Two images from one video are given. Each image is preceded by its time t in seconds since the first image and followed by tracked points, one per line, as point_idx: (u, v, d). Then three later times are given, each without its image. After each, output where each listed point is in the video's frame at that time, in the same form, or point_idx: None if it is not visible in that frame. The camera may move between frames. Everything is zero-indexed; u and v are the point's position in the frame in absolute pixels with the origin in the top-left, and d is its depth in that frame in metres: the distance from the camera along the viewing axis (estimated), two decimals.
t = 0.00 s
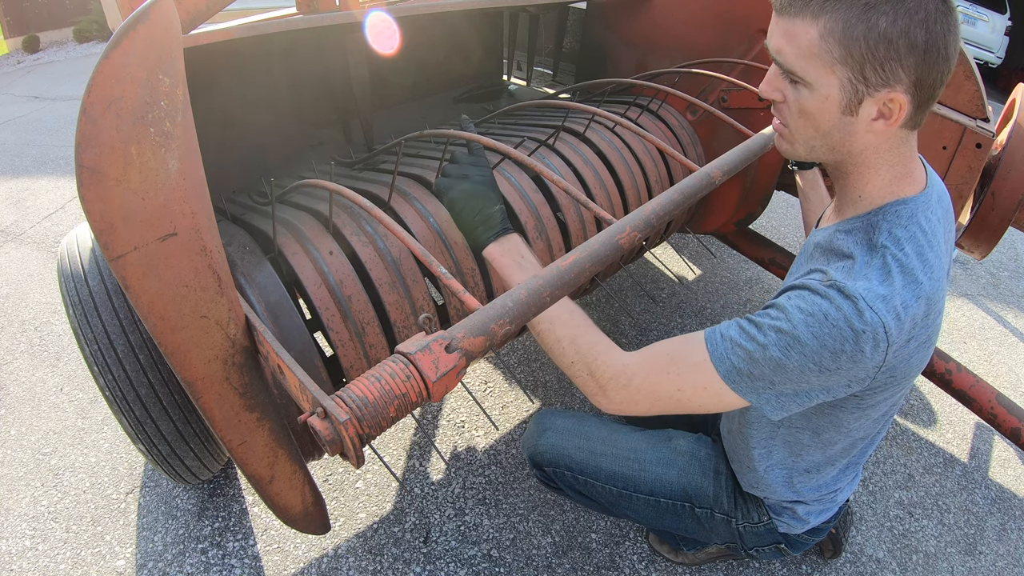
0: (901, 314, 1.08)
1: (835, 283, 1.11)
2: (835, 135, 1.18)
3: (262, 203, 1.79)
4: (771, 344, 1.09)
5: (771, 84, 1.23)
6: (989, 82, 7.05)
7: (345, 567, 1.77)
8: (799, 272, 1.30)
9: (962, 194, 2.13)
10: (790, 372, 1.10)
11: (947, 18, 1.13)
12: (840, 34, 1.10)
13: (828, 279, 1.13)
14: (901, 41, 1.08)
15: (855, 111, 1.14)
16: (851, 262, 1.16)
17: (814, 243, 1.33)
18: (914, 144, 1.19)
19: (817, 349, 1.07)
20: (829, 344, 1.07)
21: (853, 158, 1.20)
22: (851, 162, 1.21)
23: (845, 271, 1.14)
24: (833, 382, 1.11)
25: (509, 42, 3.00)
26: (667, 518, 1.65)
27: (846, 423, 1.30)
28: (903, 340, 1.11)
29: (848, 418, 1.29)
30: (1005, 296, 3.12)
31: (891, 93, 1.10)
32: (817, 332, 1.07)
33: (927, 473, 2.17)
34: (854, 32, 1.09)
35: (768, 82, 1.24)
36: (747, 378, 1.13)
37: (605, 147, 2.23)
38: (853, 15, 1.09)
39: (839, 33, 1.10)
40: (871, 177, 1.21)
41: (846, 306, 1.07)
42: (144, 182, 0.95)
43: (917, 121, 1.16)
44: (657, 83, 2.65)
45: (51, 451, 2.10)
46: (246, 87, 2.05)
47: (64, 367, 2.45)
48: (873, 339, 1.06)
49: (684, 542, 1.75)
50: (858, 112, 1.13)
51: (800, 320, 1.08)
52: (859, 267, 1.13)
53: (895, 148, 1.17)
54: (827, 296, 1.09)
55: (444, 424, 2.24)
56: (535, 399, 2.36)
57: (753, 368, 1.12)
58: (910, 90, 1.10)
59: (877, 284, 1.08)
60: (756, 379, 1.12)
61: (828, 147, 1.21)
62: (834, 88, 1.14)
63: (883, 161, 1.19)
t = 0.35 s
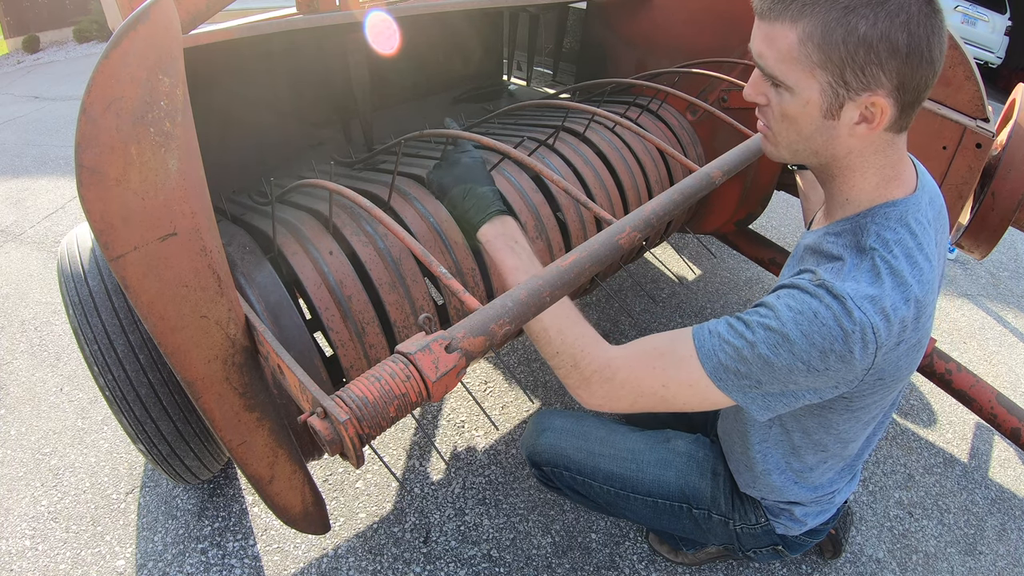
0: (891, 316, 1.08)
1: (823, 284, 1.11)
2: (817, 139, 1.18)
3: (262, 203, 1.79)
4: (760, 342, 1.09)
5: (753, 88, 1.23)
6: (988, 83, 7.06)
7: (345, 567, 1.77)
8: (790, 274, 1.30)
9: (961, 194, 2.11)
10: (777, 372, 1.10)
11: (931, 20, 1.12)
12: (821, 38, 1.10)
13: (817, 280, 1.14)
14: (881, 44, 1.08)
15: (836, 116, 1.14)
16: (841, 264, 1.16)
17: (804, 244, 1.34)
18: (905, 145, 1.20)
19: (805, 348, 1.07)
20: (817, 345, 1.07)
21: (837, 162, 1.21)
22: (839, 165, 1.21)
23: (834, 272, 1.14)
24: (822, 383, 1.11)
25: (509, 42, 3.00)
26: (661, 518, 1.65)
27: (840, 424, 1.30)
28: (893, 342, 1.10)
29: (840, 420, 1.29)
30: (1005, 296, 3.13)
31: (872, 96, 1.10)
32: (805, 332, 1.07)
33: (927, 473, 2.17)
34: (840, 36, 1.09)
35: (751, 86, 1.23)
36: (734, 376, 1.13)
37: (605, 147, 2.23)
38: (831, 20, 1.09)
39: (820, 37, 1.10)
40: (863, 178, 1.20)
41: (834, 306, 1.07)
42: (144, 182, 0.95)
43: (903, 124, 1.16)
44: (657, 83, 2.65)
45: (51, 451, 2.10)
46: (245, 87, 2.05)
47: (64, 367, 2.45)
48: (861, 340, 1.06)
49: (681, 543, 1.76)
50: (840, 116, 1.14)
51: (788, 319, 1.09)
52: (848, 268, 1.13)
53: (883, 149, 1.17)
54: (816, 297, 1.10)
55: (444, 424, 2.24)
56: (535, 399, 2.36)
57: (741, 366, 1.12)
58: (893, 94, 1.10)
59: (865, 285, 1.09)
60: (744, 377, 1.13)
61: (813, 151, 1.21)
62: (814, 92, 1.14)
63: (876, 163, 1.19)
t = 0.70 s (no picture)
0: (889, 317, 1.08)
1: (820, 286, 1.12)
2: (818, 138, 1.18)
3: (262, 203, 1.79)
4: (759, 346, 1.09)
5: (753, 88, 1.23)
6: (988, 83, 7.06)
7: (345, 567, 1.77)
8: (788, 275, 1.30)
9: (962, 194, 2.12)
10: (777, 375, 1.10)
11: (930, 19, 1.12)
12: (819, 37, 1.10)
13: (815, 281, 1.14)
14: (882, 42, 1.08)
15: (838, 114, 1.14)
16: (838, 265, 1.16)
17: (803, 245, 1.34)
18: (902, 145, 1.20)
19: (805, 351, 1.07)
20: (816, 347, 1.07)
21: (838, 160, 1.21)
22: (838, 164, 1.22)
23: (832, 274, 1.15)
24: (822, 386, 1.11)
25: (509, 42, 3.00)
26: (661, 518, 1.65)
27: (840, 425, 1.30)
28: (893, 343, 1.10)
29: (840, 421, 1.29)
30: (1005, 296, 3.13)
31: (874, 95, 1.10)
32: (803, 334, 1.07)
33: (927, 473, 2.17)
34: (841, 34, 1.08)
35: (752, 86, 1.23)
36: (736, 380, 1.13)
37: (605, 147, 2.23)
38: (832, 18, 1.09)
39: (819, 36, 1.10)
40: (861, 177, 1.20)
41: (832, 308, 1.07)
42: (144, 182, 0.95)
43: (903, 123, 1.16)
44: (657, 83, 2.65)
45: (51, 451, 2.10)
46: (245, 87, 2.05)
47: (64, 367, 2.45)
48: (860, 342, 1.06)
49: (681, 543, 1.76)
50: (841, 115, 1.14)
51: (787, 322, 1.09)
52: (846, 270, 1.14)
53: (881, 149, 1.17)
54: (814, 299, 1.10)
55: (444, 424, 2.24)
56: (535, 399, 2.37)
57: (742, 370, 1.12)
58: (893, 92, 1.10)
59: (863, 286, 1.08)
60: (745, 382, 1.12)
61: (813, 150, 1.21)
62: (816, 90, 1.14)
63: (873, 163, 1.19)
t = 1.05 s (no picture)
0: (887, 315, 1.08)
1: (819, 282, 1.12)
2: (823, 133, 1.18)
3: (262, 203, 1.79)
4: (759, 336, 1.09)
5: (759, 84, 1.23)
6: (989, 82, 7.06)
7: (345, 567, 1.77)
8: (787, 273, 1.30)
9: (962, 194, 2.11)
10: (776, 365, 1.10)
11: (936, 19, 1.13)
12: (829, 32, 1.10)
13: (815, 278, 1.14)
14: (890, 38, 1.08)
15: (844, 109, 1.14)
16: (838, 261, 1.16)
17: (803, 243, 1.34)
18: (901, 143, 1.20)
19: (804, 343, 1.07)
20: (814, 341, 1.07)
21: (841, 157, 1.20)
22: (841, 162, 1.21)
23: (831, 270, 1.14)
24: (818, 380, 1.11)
25: (508, 42, 3.00)
26: (662, 518, 1.65)
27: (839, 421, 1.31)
28: (892, 339, 1.10)
29: (840, 418, 1.29)
30: (1005, 296, 3.13)
31: (880, 90, 1.10)
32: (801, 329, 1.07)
33: (927, 473, 2.17)
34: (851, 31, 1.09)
35: (757, 82, 1.23)
36: (734, 367, 1.13)
37: (605, 147, 2.23)
38: (840, 14, 1.10)
39: (822, 33, 1.10)
40: (862, 175, 1.20)
41: (832, 303, 1.07)
42: (144, 182, 0.95)
43: (906, 121, 1.16)
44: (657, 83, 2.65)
45: (51, 451, 2.10)
46: (246, 87, 2.05)
47: (63, 367, 2.45)
48: (859, 338, 1.06)
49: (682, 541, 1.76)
50: (847, 109, 1.13)
51: (786, 314, 1.09)
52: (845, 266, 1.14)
53: (883, 146, 1.17)
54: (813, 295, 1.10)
55: (444, 424, 2.24)
56: (535, 399, 2.37)
57: (741, 358, 1.12)
58: (899, 88, 1.10)
59: (862, 282, 1.08)
60: (744, 370, 1.13)
61: (816, 147, 1.21)
62: (823, 85, 1.14)
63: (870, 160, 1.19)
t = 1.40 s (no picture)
0: (898, 305, 1.08)
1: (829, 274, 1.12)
2: (871, 143, 1.14)
3: (262, 203, 1.79)
4: (770, 325, 1.09)
5: (799, 101, 1.13)
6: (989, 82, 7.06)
7: (345, 567, 1.77)
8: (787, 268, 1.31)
9: (961, 194, 2.10)
10: (787, 356, 1.10)
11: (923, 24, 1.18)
12: (903, 43, 1.05)
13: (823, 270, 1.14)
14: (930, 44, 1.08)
15: (893, 117, 1.11)
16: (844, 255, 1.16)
17: (801, 239, 1.35)
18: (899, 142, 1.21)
19: (817, 333, 1.07)
20: (827, 332, 1.07)
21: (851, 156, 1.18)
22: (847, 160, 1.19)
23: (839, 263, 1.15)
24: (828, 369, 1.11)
25: (509, 42, 3.00)
26: (663, 519, 1.65)
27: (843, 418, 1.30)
28: (902, 329, 1.11)
29: (847, 414, 1.29)
30: (1005, 296, 3.13)
31: (923, 96, 1.11)
32: (814, 319, 1.07)
33: (927, 473, 2.17)
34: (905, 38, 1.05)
35: (797, 96, 1.13)
36: (743, 356, 1.13)
37: (605, 147, 2.23)
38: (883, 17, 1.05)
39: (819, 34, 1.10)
40: (865, 174, 1.20)
41: (844, 293, 1.07)
42: (144, 182, 0.95)
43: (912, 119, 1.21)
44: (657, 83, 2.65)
45: (51, 451, 2.10)
46: (246, 86, 2.05)
47: (63, 367, 2.45)
48: (872, 328, 1.06)
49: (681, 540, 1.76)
50: (894, 117, 1.12)
51: (798, 305, 1.09)
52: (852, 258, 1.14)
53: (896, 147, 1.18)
54: (824, 286, 1.10)
55: (444, 424, 2.24)
56: (536, 399, 2.36)
57: (752, 348, 1.11)
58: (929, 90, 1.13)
59: (873, 273, 1.09)
60: (754, 359, 1.12)
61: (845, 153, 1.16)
62: (883, 98, 1.08)
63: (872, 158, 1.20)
